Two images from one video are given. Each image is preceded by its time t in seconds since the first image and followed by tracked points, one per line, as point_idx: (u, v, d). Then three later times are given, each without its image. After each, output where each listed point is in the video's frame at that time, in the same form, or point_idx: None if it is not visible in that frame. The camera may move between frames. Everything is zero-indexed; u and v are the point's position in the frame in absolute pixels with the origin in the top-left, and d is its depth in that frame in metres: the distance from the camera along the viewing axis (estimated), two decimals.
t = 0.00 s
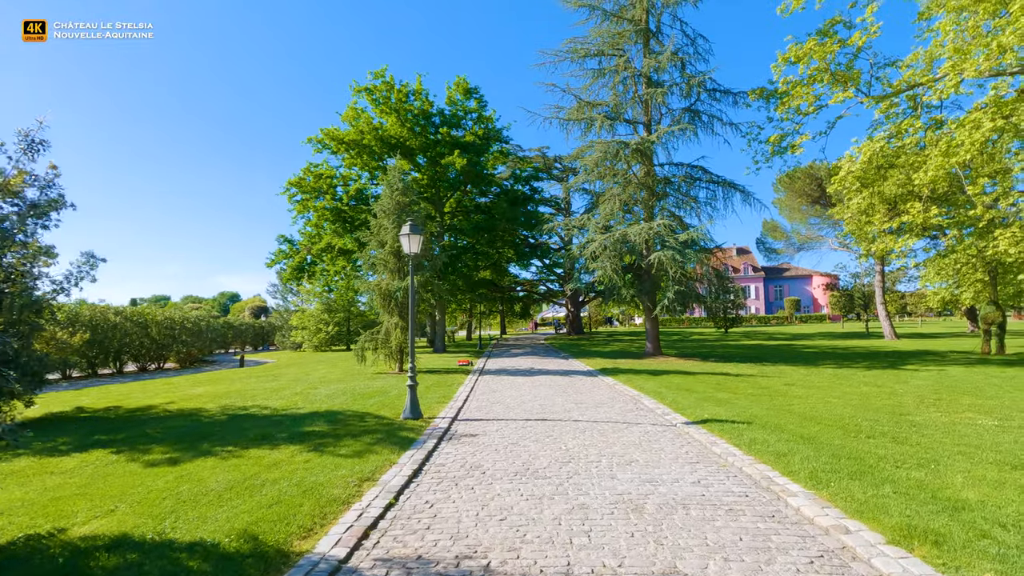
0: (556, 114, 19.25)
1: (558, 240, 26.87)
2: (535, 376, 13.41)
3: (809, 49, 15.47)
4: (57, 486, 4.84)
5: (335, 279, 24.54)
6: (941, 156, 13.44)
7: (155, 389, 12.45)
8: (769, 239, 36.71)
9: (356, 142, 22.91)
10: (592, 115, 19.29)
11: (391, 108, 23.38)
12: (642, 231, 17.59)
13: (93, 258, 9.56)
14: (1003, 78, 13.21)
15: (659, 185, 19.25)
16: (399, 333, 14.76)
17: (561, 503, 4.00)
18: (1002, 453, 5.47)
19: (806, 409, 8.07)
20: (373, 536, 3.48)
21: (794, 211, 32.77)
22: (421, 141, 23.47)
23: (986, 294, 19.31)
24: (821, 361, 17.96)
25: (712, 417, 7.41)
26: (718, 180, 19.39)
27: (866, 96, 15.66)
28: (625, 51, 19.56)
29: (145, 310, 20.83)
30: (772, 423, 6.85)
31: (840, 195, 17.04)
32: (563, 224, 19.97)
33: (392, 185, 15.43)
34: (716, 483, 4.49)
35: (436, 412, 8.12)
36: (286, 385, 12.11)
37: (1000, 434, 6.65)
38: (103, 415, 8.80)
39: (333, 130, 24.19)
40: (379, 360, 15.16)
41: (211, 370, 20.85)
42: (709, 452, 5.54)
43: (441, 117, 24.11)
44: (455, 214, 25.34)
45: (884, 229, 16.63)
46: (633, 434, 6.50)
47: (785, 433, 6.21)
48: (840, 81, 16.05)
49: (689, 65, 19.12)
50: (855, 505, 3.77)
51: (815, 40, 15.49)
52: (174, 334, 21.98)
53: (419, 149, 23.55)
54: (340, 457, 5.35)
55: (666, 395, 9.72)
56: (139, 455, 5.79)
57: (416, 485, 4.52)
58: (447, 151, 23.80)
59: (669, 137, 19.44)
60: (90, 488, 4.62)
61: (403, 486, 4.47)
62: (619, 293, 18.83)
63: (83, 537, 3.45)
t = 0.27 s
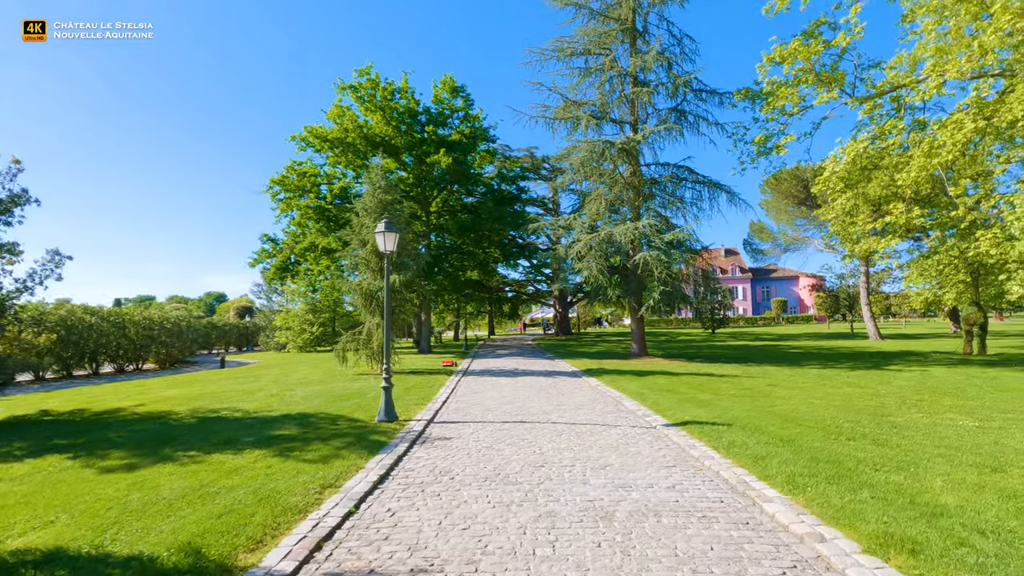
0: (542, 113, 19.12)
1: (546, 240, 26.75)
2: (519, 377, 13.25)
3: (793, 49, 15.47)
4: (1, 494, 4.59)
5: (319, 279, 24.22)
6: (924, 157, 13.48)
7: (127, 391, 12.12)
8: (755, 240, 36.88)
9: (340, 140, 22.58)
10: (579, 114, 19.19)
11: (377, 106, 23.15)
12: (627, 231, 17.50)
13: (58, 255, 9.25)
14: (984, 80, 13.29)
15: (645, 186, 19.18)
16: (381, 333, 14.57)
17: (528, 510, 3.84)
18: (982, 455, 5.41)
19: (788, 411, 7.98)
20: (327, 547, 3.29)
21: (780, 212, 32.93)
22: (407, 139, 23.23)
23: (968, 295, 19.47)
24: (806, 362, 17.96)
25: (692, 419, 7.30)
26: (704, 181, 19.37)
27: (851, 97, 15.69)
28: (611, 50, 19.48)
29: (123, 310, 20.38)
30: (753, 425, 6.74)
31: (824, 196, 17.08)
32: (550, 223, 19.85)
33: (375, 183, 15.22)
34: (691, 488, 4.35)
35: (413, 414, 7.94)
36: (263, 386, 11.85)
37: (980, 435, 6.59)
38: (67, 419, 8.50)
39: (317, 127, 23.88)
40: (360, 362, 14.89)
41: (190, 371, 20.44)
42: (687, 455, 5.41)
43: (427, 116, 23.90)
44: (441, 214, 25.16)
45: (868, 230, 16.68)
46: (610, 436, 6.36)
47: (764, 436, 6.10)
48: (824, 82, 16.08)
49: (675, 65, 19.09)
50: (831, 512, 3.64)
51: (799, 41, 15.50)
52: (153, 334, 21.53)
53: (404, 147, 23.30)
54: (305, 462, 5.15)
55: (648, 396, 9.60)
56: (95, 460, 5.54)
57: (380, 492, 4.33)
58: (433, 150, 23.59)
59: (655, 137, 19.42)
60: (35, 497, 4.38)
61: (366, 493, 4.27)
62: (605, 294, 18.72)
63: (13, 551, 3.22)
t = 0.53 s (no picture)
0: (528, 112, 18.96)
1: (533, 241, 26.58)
2: (501, 379, 13.06)
3: (778, 50, 15.43)
4: None
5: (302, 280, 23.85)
6: (907, 159, 13.49)
7: (97, 395, 11.75)
8: (743, 241, 36.99)
9: (323, 138, 22.19)
10: (565, 114, 19.03)
11: (361, 104, 22.85)
12: (613, 231, 17.36)
13: (19, 253, 8.90)
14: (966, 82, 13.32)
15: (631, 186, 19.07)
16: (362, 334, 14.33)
17: (492, 523, 3.63)
18: (962, 460, 5.30)
19: (770, 414, 7.86)
20: (270, 566, 3.06)
21: (767, 214, 33.03)
22: (392, 138, 22.95)
23: (951, 296, 19.59)
24: (791, 363, 17.93)
25: (672, 423, 7.14)
26: (690, 181, 19.30)
27: (835, 99, 15.68)
28: (597, 50, 19.35)
29: (98, 311, 19.89)
30: (733, 429, 6.59)
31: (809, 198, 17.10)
32: (536, 223, 19.68)
33: (356, 181, 14.96)
34: (665, 498, 4.17)
35: (387, 418, 7.70)
36: (238, 389, 11.54)
37: (962, 439, 6.49)
38: (27, 424, 8.17)
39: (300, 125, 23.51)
40: (341, 364, 14.64)
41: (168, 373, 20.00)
42: (663, 461, 5.24)
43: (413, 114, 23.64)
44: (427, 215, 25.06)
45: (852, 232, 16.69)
46: (587, 441, 6.18)
47: (743, 440, 5.95)
48: (809, 83, 16.06)
49: (661, 65, 19.00)
50: (807, 524, 3.48)
51: (784, 41, 15.46)
52: (129, 336, 21.05)
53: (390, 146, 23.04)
54: (264, 470, 4.90)
55: (630, 399, 9.45)
56: (44, 469, 5.26)
57: (338, 504, 4.10)
58: (418, 149, 23.32)
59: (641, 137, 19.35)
60: None
61: (323, 505, 4.04)
62: (590, 295, 18.57)
63: None
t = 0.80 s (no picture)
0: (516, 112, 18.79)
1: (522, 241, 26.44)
2: (485, 382, 12.87)
3: (765, 50, 15.38)
4: None
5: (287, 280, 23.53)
6: (893, 160, 13.47)
7: (69, 398, 11.42)
8: (732, 243, 37.07)
9: (308, 137, 21.82)
10: (552, 113, 18.88)
11: (348, 103, 22.60)
12: (600, 232, 17.23)
13: None
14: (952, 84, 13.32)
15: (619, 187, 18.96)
16: (344, 336, 14.10)
17: (455, 538, 3.44)
18: (945, 466, 5.19)
19: (754, 418, 7.73)
20: None
21: (756, 215, 33.10)
22: (378, 137, 22.70)
23: (936, 298, 19.67)
24: (778, 365, 17.90)
25: (654, 427, 6.99)
26: (678, 182, 19.22)
27: (822, 100, 15.65)
28: (586, 49, 19.23)
29: (75, 312, 19.46)
30: (715, 434, 6.45)
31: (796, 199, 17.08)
32: (523, 223, 19.54)
33: (339, 180, 14.70)
34: (640, 508, 4.01)
35: (362, 423, 7.49)
36: (215, 392, 11.26)
37: (946, 443, 6.40)
38: None
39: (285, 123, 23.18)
40: (323, 365, 14.46)
41: (147, 375, 19.60)
42: (642, 469, 5.07)
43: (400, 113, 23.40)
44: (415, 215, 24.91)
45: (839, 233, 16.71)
46: (566, 447, 6.01)
47: (725, 446, 5.81)
48: (797, 84, 16.03)
49: (650, 65, 18.92)
50: (785, 538, 3.32)
51: (772, 42, 15.41)
52: (107, 337, 20.60)
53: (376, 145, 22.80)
54: (224, 480, 4.68)
55: (614, 402, 9.31)
56: None
57: (296, 517, 3.90)
58: (405, 148, 23.09)
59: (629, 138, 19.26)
60: None
61: (280, 518, 3.83)
62: (578, 296, 18.42)
63: None
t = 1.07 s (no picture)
0: (504, 109, 18.62)
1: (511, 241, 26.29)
2: (470, 382, 12.69)
3: (753, 49, 15.31)
4: None
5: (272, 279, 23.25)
6: (880, 160, 13.44)
7: (40, 399, 11.11)
8: (722, 243, 37.10)
9: (293, 134, 21.49)
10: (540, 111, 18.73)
11: (335, 100, 22.36)
12: (587, 230, 17.09)
13: None
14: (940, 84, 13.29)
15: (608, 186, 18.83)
16: (326, 335, 13.87)
17: (412, 546, 3.26)
18: (927, 468, 5.07)
19: (737, 419, 7.60)
20: None
21: (746, 216, 33.11)
22: (365, 135, 22.45)
23: (923, 298, 19.70)
24: (766, 365, 17.86)
25: (634, 428, 6.84)
26: (667, 181, 19.12)
27: (810, 100, 15.60)
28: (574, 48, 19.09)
29: (54, 311, 19.06)
30: (696, 434, 6.31)
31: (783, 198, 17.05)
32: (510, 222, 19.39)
33: (322, 177, 14.42)
34: (610, 513, 3.84)
35: (336, 425, 7.29)
36: (191, 393, 11.01)
37: (930, 444, 6.29)
38: None
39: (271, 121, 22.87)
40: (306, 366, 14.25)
41: (127, 375, 19.23)
42: (617, 472, 4.91)
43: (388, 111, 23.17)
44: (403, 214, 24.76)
45: (828, 233, 16.72)
46: (542, 448, 5.85)
47: (705, 447, 5.66)
48: (785, 83, 15.98)
49: (639, 64, 18.82)
50: (757, 544, 3.16)
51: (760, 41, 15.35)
52: (87, 337, 20.23)
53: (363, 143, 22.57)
54: (179, 484, 4.47)
55: (597, 402, 9.16)
56: None
57: (248, 524, 3.69)
58: (393, 146, 22.86)
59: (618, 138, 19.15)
60: None
61: (230, 525, 3.63)
62: (566, 295, 18.28)
63: None
